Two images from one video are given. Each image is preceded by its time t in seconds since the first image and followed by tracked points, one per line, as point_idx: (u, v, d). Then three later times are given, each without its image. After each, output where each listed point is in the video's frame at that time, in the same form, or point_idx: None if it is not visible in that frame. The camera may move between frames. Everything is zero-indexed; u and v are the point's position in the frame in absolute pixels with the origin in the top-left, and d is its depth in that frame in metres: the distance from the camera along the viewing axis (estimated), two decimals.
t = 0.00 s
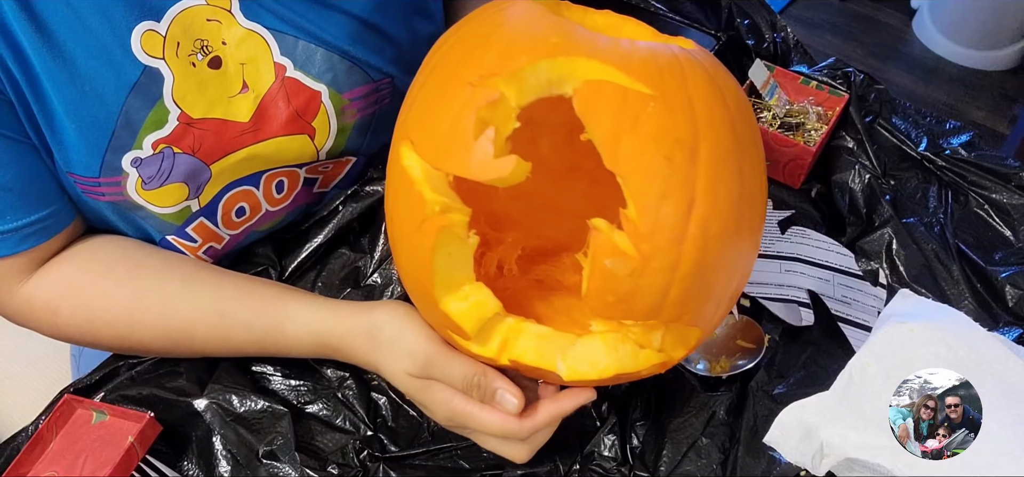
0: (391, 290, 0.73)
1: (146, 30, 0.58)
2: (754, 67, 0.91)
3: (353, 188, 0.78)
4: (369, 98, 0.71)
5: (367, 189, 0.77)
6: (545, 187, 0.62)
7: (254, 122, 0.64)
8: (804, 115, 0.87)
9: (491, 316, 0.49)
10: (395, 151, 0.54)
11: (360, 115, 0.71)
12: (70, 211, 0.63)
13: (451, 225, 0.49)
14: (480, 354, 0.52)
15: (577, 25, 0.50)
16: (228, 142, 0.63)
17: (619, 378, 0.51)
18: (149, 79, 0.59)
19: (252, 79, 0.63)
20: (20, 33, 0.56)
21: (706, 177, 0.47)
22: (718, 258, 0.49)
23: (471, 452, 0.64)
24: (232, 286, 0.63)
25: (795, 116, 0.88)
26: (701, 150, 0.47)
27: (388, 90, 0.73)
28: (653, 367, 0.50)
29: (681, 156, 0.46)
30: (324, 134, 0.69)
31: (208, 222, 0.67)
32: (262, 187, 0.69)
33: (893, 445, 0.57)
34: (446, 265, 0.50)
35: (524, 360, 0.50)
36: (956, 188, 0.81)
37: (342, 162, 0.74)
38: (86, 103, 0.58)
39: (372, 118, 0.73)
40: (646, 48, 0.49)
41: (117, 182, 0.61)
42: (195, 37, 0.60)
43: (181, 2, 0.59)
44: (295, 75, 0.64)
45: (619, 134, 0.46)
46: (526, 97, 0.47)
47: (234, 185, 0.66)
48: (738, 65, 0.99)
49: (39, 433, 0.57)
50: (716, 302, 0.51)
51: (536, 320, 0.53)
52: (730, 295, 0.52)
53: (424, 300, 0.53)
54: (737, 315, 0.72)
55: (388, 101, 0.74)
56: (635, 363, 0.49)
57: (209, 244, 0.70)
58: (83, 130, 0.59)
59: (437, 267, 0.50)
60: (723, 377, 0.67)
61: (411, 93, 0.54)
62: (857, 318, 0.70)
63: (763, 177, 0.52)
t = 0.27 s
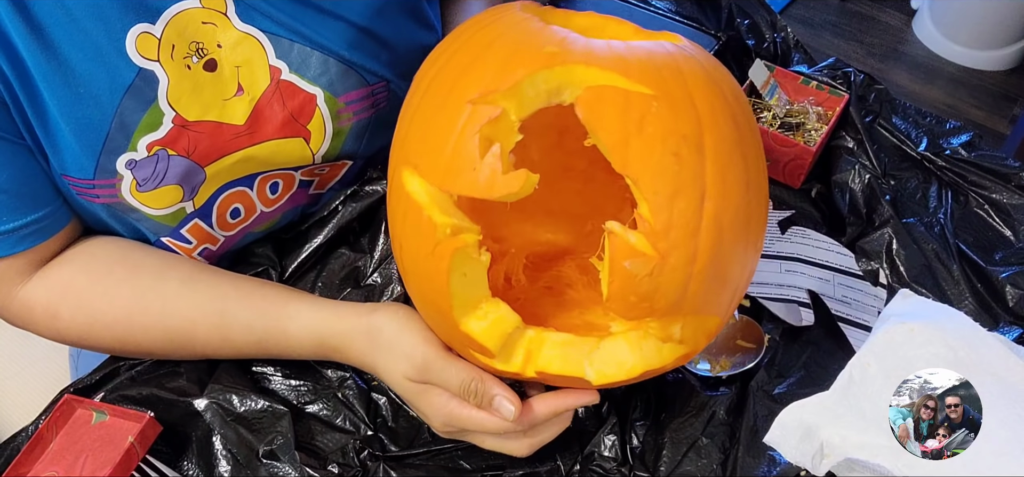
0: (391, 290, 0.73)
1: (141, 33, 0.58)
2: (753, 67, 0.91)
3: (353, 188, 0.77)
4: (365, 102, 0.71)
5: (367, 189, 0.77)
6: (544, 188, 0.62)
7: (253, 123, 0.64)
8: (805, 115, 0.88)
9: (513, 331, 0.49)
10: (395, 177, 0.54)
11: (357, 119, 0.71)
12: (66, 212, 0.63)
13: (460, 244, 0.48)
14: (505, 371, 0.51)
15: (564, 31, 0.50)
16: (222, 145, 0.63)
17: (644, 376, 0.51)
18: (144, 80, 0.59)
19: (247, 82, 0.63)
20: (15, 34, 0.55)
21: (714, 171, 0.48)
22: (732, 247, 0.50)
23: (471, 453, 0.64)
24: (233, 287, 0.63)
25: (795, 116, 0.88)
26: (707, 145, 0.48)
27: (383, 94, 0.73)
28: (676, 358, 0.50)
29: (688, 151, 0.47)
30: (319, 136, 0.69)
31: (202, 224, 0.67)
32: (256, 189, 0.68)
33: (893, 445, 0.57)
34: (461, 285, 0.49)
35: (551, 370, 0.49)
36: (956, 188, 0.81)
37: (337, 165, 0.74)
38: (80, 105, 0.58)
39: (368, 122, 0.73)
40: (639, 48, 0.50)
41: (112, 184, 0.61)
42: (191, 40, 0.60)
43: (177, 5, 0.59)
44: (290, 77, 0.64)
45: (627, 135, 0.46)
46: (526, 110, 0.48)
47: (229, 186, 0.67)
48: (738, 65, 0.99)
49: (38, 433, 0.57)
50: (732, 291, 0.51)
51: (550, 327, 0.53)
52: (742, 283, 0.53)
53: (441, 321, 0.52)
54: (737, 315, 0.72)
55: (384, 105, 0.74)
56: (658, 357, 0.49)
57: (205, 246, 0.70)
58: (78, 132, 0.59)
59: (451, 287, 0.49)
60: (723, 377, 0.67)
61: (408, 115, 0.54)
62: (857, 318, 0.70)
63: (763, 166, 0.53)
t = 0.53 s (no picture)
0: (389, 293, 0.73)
1: (143, 36, 0.58)
2: (753, 67, 0.90)
3: (353, 188, 0.77)
4: (364, 107, 0.71)
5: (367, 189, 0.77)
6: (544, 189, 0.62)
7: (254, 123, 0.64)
8: (805, 115, 0.88)
9: (513, 324, 0.48)
10: (372, 200, 0.54)
11: (356, 123, 0.71)
12: (66, 212, 0.63)
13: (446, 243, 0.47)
14: (511, 368, 0.50)
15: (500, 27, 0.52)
16: (222, 147, 0.63)
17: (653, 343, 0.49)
18: (144, 83, 0.59)
19: (247, 86, 0.62)
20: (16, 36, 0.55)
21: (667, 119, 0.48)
22: (704, 191, 0.49)
23: (472, 453, 0.64)
24: (232, 287, 0.63)
25: (795, 116, 0.88)
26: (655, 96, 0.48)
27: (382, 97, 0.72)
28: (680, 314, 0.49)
29: (638, 101, 0.47)
30: (319, 141, 0.69)
31: (202, 226, 0.68)
32: (256, 191, 0.69)
33: (893, 445, 0.57)
34: (452, 283, 0.48)
35: (558, 356, 0.48)
36: (956, 188, 0.81)
37: (336, 169, 0.75)
38: (80, 107, 0.58)
39: (368, 127, 0.73)
40: (573, 27, 0.51)
41: (112, 186, 0.61)
42: (192, 43, 0.59)
43: (180, 7, 0.58)
44: (291, 81, 0.64)
45: (575, 96, 0.46)
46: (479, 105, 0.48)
47: (229, 189, 0.67)
48: (738, 64, 0.99)
49: (38, 433, 0.57)
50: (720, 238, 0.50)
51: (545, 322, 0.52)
52: (730, 230, 0.52)
53: (440, 329, 0.51)
54: (735, 314, 0.72)
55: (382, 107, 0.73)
56: (663, 320, 0.48)
57: (204, 248, 0.70)
58: (78, 134, 0.59)
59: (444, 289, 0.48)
60: (722, 377, 0.67)
61: (372, 140, 0.55)
62: (848, 317, 0.71)
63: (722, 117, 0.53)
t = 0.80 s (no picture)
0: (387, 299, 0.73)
1: (148, 40, 0.58)
2: (753, 67, 0.90)
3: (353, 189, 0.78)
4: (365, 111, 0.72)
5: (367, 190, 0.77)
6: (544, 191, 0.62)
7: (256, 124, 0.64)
8: (805, 115, 0.88)
9: (518, 333, 0.48)
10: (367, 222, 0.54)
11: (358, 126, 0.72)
12: (68, 214, 0.63)
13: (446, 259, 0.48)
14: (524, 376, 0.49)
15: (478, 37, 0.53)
16: (225, 152, 0.63)
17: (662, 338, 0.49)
18: (148, 87, 0.59)
19: (250, 89, 0.63)
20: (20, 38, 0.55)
21: (655, 117, 0.48)
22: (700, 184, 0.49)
23: (472, 453, 0.64)
24: (234, 288, 0.63)
25: (795, 116, 0.88)
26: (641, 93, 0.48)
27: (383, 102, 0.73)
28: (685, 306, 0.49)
29: (623, 101, 0.47)
30: (321, 145, 0.69)
31: (203, 229, 0.68)
32: (257, 194, 0.69)
33: (893, 445, 0.57)
34: (454, 297, 0.48)
35: (567, 362, 0.48)
36: (957, 188, 0.81)
37: (337, 173, 0.75)
38: (85, 110, 0.58)
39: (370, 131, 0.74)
40: (551, 31, 0.51)
41: (114, 188, 0.61)
42: (196, 47, 0.60)
43: (184, 12, 0.59)
44: (293, 86, 0.65)
45: (559, 102, 0.46)
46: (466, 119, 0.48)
47: (231, 192, 0.67)
48: (738, 65, 0.99)
49: (38, 433, 0.57)
50: (721, 229, 0.50)
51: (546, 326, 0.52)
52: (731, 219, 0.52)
53: (445, 344, 0.50)
54: (735, 314, 0.71)
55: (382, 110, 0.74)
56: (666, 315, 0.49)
57: (204, 250, 0.70)
58: (83, 136, 0.59)
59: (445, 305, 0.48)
60: (723, 377, 0.67)
61: (363, 160, 0.55)
62: (848, 320, 0.71)
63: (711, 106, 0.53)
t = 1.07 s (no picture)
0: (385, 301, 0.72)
1: (152, 43, 0.57)
2: (753, 67, 0.90)
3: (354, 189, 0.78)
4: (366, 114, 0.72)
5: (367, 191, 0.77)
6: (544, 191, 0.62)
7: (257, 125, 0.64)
8: (805, 115, 0.88)
9: (495, 327, 0.47)
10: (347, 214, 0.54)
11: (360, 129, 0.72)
12: (69, 215, 0.63)
13: (416, 252, 0.48)
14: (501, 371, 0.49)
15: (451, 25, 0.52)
16: (228, 154, 0.63)
17: (645, 330, 0.48)
18: (153, 90, 0.58)
19: (253, 92, 0.62)
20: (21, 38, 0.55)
21: (622, 97, 0.47)
22: (673, 165, 0.48)
23: (471, 453, 0.63)
24: (231, 289, 0.63)
25: (795, 116, 0.88)
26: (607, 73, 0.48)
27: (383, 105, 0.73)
28: (666, 294, 0.48)
29: (589, 81, 0.47)
30: (322, 148, 0.69)
31: (205, 232, 0.67)
32: (259, 197, 0.69)
33: (893, 445, 0.57)
34: (429, 289, 0.48)
35: (545, 355, 0.47)
36: (957, 188, 0.81)
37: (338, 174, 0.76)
38: (89, 110, 0.58)
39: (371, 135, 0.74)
40: (522, 17, 0.51)
41: (117, 189, 0.61)
42: (199, 50, 0.59)
43: (187, 14, 0.58)
44: (295, 89, 0.64)
45: (523, 86, 0.46)
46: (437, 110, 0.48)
47: (233, 196, 0.67)
48: (738, 64, 0.99)
49: (38, 433, 0.57)
50: (700, 212, 0.49)
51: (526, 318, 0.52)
52: (715, 203, 0.50)
53: (421, 336, 0.50)
54: (736, 314, 0.71)
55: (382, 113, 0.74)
56: (648, 305, 0.48)
57: (205, 253, 0.70)
58: (87, 136, 0.58)
59: (420, 298, 0.48)
60: (723, 377, 0.67)
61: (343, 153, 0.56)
62: (848, 320, 0.70)
63: (692, 88, 0.52)
